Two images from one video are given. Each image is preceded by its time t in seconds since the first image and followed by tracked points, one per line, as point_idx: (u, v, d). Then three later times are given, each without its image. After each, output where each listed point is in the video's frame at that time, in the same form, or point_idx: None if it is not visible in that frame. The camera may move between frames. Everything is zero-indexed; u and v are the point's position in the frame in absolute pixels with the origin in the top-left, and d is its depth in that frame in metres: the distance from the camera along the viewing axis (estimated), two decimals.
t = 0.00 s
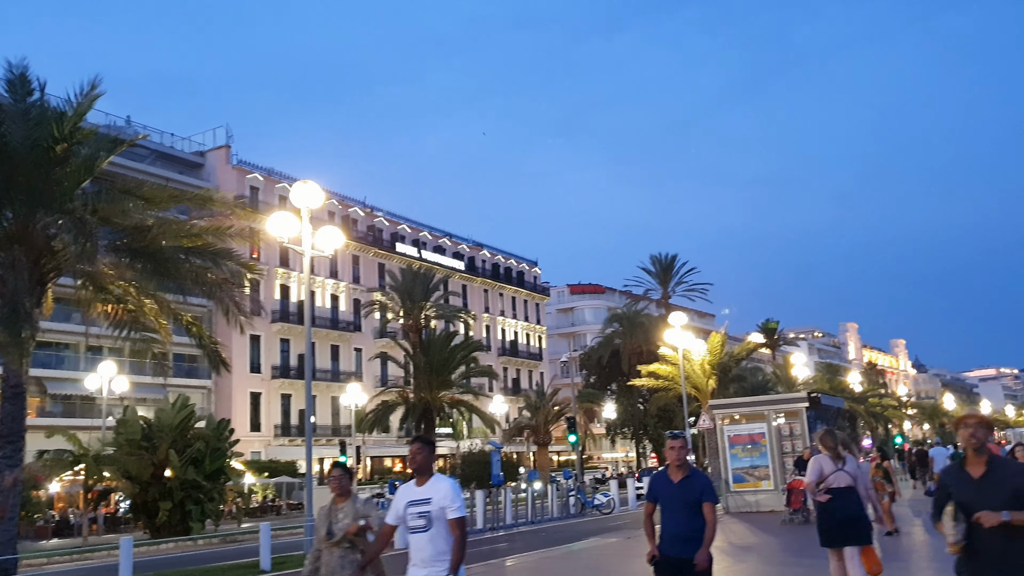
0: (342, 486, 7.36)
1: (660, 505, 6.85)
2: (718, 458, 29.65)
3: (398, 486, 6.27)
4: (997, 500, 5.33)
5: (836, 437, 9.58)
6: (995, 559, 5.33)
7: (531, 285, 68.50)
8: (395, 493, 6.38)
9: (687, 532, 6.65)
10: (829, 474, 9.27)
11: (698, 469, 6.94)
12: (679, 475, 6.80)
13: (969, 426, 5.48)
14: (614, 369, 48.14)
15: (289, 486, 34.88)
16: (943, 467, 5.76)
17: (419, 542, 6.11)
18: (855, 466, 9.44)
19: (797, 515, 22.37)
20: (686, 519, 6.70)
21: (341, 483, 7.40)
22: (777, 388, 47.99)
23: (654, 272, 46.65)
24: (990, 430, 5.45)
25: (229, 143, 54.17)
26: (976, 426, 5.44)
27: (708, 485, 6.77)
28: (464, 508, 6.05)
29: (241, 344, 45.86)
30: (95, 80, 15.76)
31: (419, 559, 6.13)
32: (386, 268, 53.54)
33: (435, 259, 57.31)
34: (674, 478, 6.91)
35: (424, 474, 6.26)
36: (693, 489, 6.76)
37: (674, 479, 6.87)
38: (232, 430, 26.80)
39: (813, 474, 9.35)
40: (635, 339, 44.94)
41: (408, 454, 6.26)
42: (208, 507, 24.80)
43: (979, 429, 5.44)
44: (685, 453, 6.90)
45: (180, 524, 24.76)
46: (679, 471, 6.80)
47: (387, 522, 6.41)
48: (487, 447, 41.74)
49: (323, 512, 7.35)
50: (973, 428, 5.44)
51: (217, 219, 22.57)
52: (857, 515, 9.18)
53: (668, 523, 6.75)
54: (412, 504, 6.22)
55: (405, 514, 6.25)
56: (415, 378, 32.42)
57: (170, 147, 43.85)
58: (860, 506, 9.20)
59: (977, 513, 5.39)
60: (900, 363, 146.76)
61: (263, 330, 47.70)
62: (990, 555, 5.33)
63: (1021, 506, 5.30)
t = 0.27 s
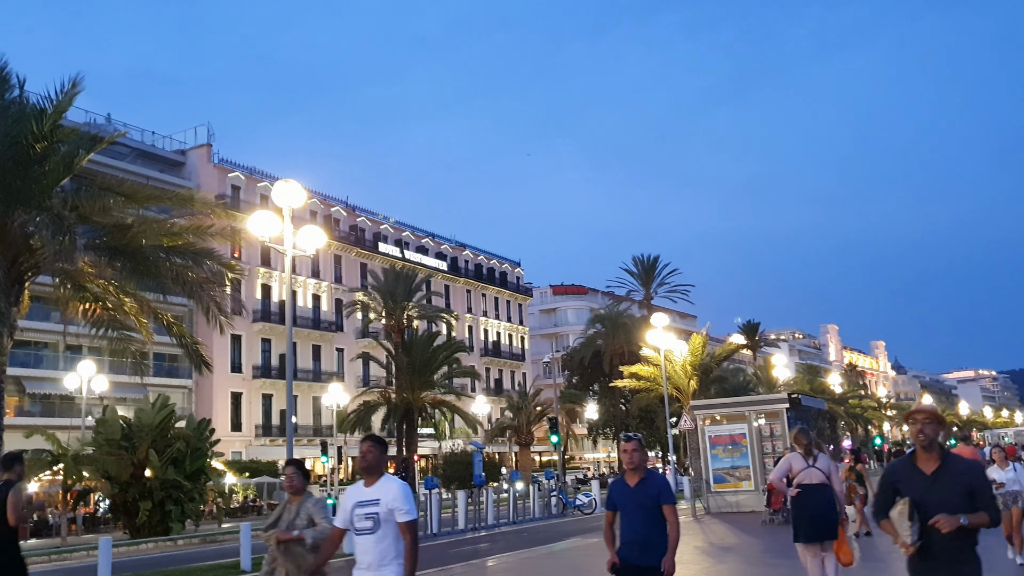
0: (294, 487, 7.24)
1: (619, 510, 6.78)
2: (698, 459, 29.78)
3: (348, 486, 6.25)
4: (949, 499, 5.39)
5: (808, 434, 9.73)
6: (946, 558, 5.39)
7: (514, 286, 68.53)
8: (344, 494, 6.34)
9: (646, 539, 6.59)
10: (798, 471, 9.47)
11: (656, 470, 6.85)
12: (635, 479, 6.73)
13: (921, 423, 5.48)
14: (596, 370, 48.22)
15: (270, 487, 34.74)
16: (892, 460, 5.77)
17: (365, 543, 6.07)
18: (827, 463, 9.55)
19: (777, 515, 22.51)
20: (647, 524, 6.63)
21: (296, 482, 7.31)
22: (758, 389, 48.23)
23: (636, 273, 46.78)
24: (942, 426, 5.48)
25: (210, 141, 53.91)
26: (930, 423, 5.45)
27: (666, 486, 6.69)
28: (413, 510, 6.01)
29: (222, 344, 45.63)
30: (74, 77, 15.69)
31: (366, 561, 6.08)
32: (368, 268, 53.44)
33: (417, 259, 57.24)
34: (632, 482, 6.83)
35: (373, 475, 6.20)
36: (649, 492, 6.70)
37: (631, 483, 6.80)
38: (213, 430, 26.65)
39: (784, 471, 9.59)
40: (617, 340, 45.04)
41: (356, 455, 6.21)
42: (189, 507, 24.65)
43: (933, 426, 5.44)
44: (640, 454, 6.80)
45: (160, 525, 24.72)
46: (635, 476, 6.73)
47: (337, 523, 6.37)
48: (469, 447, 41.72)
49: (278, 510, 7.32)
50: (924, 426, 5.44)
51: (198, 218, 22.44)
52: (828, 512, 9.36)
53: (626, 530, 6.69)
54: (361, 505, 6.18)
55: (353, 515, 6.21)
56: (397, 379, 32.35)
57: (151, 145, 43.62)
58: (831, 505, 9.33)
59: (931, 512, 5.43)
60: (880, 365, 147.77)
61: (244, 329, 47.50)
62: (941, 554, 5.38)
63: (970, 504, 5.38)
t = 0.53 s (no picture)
0: (240, 495, 6.85)
1: (585, 511, 6.63)
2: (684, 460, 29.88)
3: (303, 489, 6.17)
4: (905, 513, 4.88)
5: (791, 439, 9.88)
6: None
7: (501, 287, 68.56)
8: (299, 497, 6.26)
9: (614, 540, 6.43)
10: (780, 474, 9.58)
11: (622, 472, 6.77)
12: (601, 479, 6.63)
13: (880, 428, 5.01)
14: (583, 371, 48.27)
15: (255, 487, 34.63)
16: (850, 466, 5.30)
17: (320, 550, 5.98)
18: (809, 468, 9.67)
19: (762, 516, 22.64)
20: (614, 526, 6.48)
21: (243, 488, 6.91)
22: (743, 390, 48.42)
23: (623, 275, 46.87)
24: (904, 434, 4.99)
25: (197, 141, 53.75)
26: (892, 429, 4.97)
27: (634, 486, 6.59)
28: (370, 517, 5.93)
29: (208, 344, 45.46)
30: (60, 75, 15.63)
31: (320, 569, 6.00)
32: (355, 269, 53.36)
33: (404, 260, 57.18)
34: (598, 482, 6.71)
35: (330, 478, 6.14)
36: (616, 493, 6.56)
37: (597, 483, 6.69)
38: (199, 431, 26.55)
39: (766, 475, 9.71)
40: (604, 342, 45.13)
41: (314, 460, 6.13)
42: (174, 508, 24.56)
43: (894, 432, 4.96)
44: (607, 455, 6.72)
45: (146, 526, 24.71)
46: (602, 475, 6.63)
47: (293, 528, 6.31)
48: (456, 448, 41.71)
49: (225, 515, 6.95)
50: (884, 432, 4.97)
51: (184, 218, 22.33)
52: (809, 514, 9.41)
53: (592, 532, 6.52)
54: (317, 510, 6.10)
55: (309, 520, 6.14)
56: (384, 380, 32.30)
57: (137, 145, 43.43)
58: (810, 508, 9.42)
59: (884, 527, 4.92)
60: (865, 367, 148.59)
61: (231, 330, 47.34)
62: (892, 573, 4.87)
63: (929, 520, 4.88)
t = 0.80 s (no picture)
0: (188, 496, 6.82)
1: (554, 518, 6.46)
2: (673, 461, 29.88)
3: (259, 491, 6.11)
4: (849, 511, 4.62)
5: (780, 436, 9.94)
6: None
7: (490, 288, 68.49)
8: (256, 499, 6.20)
9: (582, 550, 6.24)
10: (769, 472, 9.69)
11: (596, 480, 6.62)
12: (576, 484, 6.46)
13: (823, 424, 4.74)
14: (572, 372, 48.19)
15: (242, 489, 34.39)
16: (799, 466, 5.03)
17: (272, 554, 5.91)
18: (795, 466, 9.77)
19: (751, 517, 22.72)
20: (583, 535, 6.31)
21: (191, 486, 6.88)
22: (732, 392, 48.44)
23: (612, 276, 46.86)
24: (848, 429, 4.73)
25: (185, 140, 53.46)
26: (834, 426, 4.70)
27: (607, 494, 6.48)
28: (325, 521, 5.85)
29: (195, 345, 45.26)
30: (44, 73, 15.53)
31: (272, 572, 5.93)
32: (344, 269, 53.21)
33: (394, 260, 57.07)
34: (570, 488, 6.56)
35: (287, 480, 6.06)
36: (590, 501, 6.41)
37: (570, 489, 6.52)
38: (186, 432, 26.39)
39: (754, 472, 9.78)
40: (594, 342, 45.11)
41: (271, 460, 6.06)
42: (160, 509, 24.38)
43: (838, 429, 4.70)
44: (582, 462, 6.61)
45: (130, 528, 24.51)
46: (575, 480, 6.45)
47: (245, 531, 6.19)
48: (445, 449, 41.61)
49: (174, 514, 6.92)
50: (828, 428, 4.71)
51: (171, 218, 22.21)
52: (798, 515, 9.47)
53: (560, 540, 6.33)
54: (272, 512, 6.04)
55: (262, 523, 6.07)
56: (372, 381, 32.20)
57: (124, 144, 43.21)
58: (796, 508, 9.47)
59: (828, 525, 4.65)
60: (853, 368, 149.03)
61: (218, 330, 47.15)
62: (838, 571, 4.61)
63: (875, 519, 4.62)
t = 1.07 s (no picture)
0: (137, 505, 6.68)
1: (522, 517, 6.44)
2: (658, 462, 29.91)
3: (206, 496, 5.95)
4: (787, 524, 4.47)
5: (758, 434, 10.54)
6: None
7: (477, 289, 68.44)
8: (202, 506, 6.02)
9: (550, 548, 6.21)
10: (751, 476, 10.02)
11: (566, 478, 6.60)
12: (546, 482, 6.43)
13: (754, 428, 4.59)
14: (558, 373, 48.20)
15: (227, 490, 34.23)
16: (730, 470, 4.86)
17: (225, 559, 5.77)
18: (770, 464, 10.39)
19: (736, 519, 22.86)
20: (551, 535, 6.28)
21: (140, 496, 6.71)
22: (718, 393, 48.58)
23: (599, 277, 46.91)
24: (781, 432, 4.58)
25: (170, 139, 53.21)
26: (765, 430, 4.54)
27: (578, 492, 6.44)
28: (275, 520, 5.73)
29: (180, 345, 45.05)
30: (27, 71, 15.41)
31: None
32: (330, 270, 53.05)
33: (380, 261, 56.95)
34: (539, 488, 6.53)
35: (235, 482, 5.94)
36: (559, 499, 6.39)
37: (539, 487, 6.49)
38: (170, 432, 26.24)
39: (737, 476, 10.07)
40: (580, 344, 45.14)
41: (217, 461, 5.94)
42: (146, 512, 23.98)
43: (769, 434, 4.54)
44: (552, 461, 6.59)
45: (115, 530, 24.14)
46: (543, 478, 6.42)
47: (192, 539, 6.03)
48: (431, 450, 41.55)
49: (123, 523, 6.83)
50: (763, 435, 4.55)
51: (156, 217, 22.08)
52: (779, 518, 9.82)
53: (528, 540, 6.31)
54: (220, 517, 5.89)
55: (210, 529, 5.91)
56: (358, 382, 32.14)
57: (109, 143, 42.95)
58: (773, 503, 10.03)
59: (765, 539, 4.51)
60: (838, 370, 149.74)
61: (203, 331, 46.93)
62: None
63: (812, 531, 4.49)
